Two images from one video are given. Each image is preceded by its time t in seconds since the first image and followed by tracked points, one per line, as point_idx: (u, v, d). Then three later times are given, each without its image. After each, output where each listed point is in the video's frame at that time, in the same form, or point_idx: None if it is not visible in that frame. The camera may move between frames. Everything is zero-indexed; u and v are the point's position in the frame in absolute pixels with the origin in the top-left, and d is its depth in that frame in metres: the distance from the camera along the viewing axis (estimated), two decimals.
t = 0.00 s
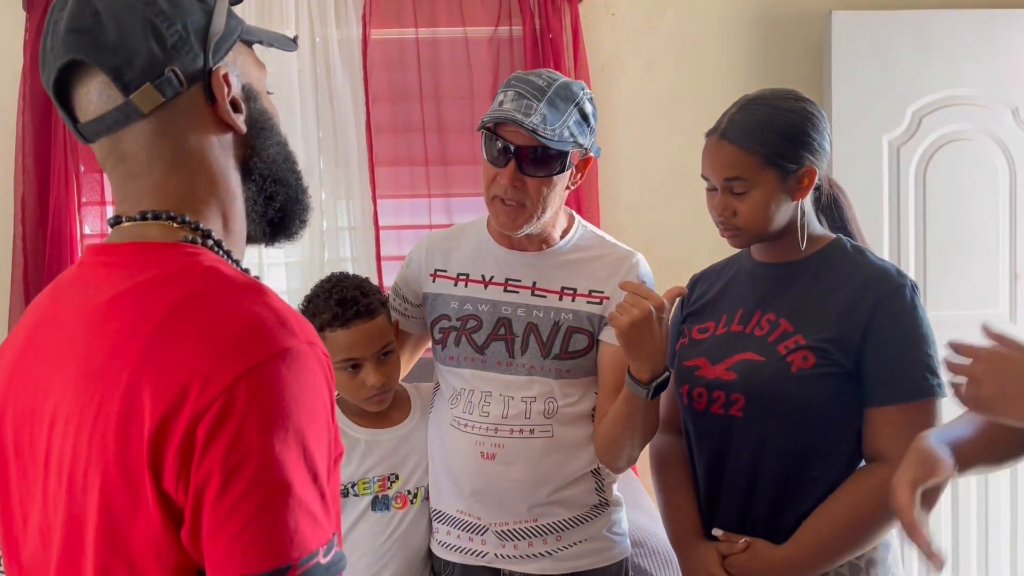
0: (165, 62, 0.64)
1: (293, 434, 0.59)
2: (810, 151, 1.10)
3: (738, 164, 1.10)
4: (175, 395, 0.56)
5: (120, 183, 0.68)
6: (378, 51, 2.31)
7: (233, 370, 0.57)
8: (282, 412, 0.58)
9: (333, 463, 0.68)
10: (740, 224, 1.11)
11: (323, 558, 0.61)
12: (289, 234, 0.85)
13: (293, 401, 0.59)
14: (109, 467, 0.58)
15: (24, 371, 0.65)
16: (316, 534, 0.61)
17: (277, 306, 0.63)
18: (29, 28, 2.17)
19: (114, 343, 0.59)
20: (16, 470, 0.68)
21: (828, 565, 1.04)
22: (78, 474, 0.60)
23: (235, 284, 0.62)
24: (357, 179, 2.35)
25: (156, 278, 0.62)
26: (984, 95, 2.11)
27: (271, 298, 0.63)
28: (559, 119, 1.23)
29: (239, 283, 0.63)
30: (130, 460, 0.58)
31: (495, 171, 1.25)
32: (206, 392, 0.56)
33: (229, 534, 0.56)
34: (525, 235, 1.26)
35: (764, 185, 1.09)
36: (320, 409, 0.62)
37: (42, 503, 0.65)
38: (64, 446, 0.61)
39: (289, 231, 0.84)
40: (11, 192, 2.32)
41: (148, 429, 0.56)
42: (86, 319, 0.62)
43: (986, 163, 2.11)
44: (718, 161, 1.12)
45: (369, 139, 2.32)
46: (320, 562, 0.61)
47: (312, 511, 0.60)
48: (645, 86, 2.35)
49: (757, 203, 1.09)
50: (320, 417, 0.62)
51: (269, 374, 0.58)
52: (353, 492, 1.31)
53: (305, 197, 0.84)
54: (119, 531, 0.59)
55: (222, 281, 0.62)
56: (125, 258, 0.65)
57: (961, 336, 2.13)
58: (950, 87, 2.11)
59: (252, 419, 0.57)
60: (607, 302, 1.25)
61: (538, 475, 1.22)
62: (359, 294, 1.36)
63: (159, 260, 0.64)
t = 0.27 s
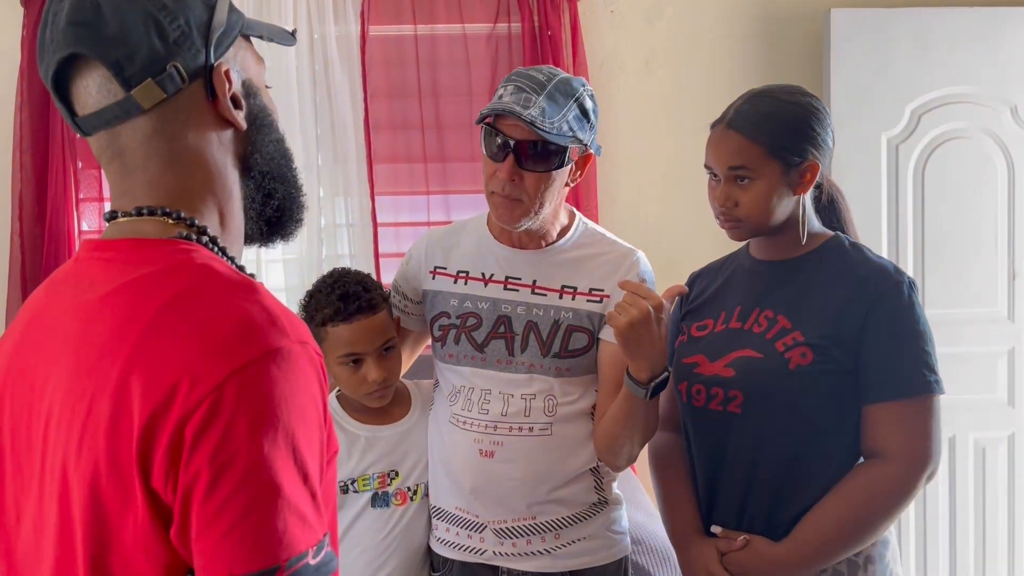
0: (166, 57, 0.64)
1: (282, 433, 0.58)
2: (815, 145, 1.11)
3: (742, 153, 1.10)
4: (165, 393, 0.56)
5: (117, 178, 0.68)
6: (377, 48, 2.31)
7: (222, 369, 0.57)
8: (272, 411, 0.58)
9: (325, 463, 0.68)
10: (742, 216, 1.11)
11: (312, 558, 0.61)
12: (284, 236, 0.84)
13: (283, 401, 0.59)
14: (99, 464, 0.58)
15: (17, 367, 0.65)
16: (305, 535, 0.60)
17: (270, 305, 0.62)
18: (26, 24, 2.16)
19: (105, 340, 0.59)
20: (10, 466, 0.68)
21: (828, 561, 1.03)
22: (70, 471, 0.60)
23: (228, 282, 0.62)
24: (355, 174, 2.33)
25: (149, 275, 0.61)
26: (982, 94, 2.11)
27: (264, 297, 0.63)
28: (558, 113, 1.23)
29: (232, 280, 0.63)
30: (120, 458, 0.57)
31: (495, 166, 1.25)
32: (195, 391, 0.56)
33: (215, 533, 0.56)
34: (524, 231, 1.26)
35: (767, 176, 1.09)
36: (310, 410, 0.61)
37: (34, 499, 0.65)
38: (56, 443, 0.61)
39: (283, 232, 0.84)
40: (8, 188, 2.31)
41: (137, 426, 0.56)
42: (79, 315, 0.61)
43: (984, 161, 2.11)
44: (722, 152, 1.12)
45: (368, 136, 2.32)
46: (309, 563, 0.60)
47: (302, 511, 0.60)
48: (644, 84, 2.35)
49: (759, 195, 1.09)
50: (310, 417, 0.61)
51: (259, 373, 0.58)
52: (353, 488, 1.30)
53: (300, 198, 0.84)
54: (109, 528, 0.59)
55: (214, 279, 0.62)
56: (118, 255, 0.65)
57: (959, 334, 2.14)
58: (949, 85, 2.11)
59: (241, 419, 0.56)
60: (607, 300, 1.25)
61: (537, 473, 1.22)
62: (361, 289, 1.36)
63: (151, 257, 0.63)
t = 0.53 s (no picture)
0: (169, 52, 0.64)
1: (286, 432, 0.59)
2: (819, 141, 1.12)
3: (747, 143, 1.11)
4: (169, 391, 0.56)
5: (117, 173, 0.68)
6: (377, 45, 2.31)
7: (226, 367, 0.57)
8: (276, 409, 0.58)
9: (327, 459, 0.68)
10: (742, 205, 1.13)
11: (315, 555, 0.61)
12: (285, 223, 0.84)
13: (287, 399, 0.59)
14: (102, 460, 0.58)
15: (18, 363, 0.65)
16: (309, 531, 0.61)
17: (273, 303, 0.63)
18: (27, 20, 2.16)
19: (108, 337, 0.59)
20: (11, 461, 0.68)
21: (825, 556, 1.04)
22: (72, 467, 0.60)
23: (231, 280, 0.62)
24: (357, 171, 2.32)
25: (152, 273, 0.62)
26: (981, 91, 2.12)
27: (267, 295, 0.63)
28: (550, 98, 1.24)
29: (236, 279, 0.63)
30: (123, 454, 0.58)
31: (488, 154, 1.26)
32: (199, 388, 0.56)
33: (219, 529, 0.56)
34: (520, 223, 1.26)
35: (769, 167, 1.11)
36: (313, 407, 0.62)
37: (35, 494, 0.65)
38: (58, 438, 0.61)
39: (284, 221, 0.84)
40: (8, 184, 2.31)
41: (141, 423, 0.57)
42: (81, 312, 0.62)
43: (983, 159, 2.12)
44: (727, 141, 1.14)
45: (368, 133, 2.32)
46: (313, 561, 0.61)
47: (305, 508, 0.60)
48: (644, 81, 2.35)
49: (759, 185, 1.11)
50: (313, 414, 0.62)
51: (263, 371, 0.58)
52: (351, 485, 1.30)
53: (302, 188, 0.84)
54: (112, 524, 0.59)
55: (217, 277, 0.62)
56: (119, 250, 0.65)
57: (958, 332, 2.14)
58: (948, 83, 2.11)
59: (245, 417, 0.57)
60: (606, 297, 1.25)
61: (536, 470, 1.23)
62: (358, 285, 1.36)
63: (152, 254, 0.64)
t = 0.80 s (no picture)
0: (174, 49, 0.65)
1: (293, 427, 0.59)
2: (824, 141, 1.12)
3: (752, 136, 1.12)
4: (177, 387, 0.57)
5: (120, 171, 0.68)
6: (380, 43, 2.31)
7: (233, 363, 0.57)
8: (283, 405, 0.59)
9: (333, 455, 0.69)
10: (743, 198, 1.13)
11: (323, 549, 0.62)
12: (287, 222, 0.85)
13: (294, 395, 0.59)
14: (111, 457, 0.58)
15: (24, 361, 0.66)
16: (316, 525, 0.61)
17: (278, 299, 0.63)
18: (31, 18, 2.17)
19: (116, 335, 0.59)
20: (18, 459, 0.68)
21: (821, 553, 1.04)
22: (80, 464, 0.60)
23: (237, 277, 0.62)
24: (358, 168, 2.35)
25: (158, 271, 0.62)
26: (983, 90, 2.12)
27: (272, 291, 0.63)
28: (542, 91, 1.25)
29: (241, 276, 0.63)
30: (131, 451, 0.58)
31: (482, 149, 1.27)
32: (207, 385, 0.56)
33: (229, 524, 0.57)
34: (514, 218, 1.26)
35: (773, 160, 1.11)
36: (320, 403, 0.62)
37: (42, 491, 0.66)
38: (65, 436, 0.61)
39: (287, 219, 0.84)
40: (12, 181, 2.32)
41: (150, 419, 0.57)
42: (87, 311, 0.62)
43: (985, 157, 2.12)
44: (733, 134, 1.14)
45: (370, 130, 2.32)
46: (320, 555, 0.61)
47: (313, 503, 0.61)
48: (646, 80, 2.35)
49: (762, 178, 1.11)
50: (320, 410, 0.62)
51: (270, 367, 0.58)
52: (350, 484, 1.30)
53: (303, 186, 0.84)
54: (121, 521, 0.60)
55: (223, 274, 0.62)
56: (125, 250, 0.65)
57: (959, 331, 2.14)
58: (950, 83, 2.11)
59: (253, 413, 0.57)
60: (604, 296, 1.26)
61: (536, 468, 1.24)
62: (357, 283, 1.36)
63: (158, 252, 0.64)
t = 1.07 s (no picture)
0: (181, 45, 0.65)
1: (297, 427, 0.60)
2: (829, 141, 1.12)
3: (757, 134, 1.12)
4: (181, 388, 0.57)
5: (126, 167, 0.69)
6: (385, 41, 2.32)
7: (237, 365, 0.58)
8: (286, 405, 0.59)
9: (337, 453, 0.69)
10: (747, 197, 1.13)
11: (326, 547, 0.63)
12: (289, 225, 0.85)
13: (297, 395, 0.60)
14: (115, 456, 0.59)
15: (30, 359, 0.66)
16: (319, 523, 0.62)
17: (281, 300, 0.64)
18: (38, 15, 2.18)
19: (120, 335, 0.60)
20: (23, 456, 0.69)
21: (820, 552, 1.05)
22: (85, 462, 0.61)
23: (240, 278, 0.63)
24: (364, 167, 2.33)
25: (162, 272, 0.62)
26: (988, 89, 2.11)
27: (275, 292, 0.64)
28: (542, 94, 1.25)
29: (245, 277, 0.64)
30: (136, 450, 0.59)
31: (482, 150, 1.27)
32: (210, 386, 0.57)
33: (233, 523, 0.58)
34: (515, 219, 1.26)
35: (777, 159, 1.11)
36: (323, 403, 0.63)
37: (48, 489, 0.67)
38: (70, 434, 0.62)
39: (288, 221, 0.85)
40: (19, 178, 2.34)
41: (154, 420, 0.58)
42: (92, 311, 0.63)
43: (991, 156, 2.10)
44: (738, 132, 1.14)
45: (375, 128, 2.33)
46: (323, 553, 0.62)
47: (316, 502, 0.62)
48: (650, 78, 2.35)
49: (767, 177, 1.11)
50: (323, 410, 0.63)
51: (273, 368, 0.59)
52: (352, 482, 1.30)
53: (306, 188, 0.85)
54: (127, 519, 0.61)
55: (226, 275, 0.63)
56: (129, 250, 0.66)
57: (964, 331, 2.13)
58: (957, 82, 2.10)
59: (257, 413, 0.58)
60: (606, 295, 1.26)
61: (541, 466, 1.24)
62: (358, 280, 1.37)
63: (162, 253, 0.64)
